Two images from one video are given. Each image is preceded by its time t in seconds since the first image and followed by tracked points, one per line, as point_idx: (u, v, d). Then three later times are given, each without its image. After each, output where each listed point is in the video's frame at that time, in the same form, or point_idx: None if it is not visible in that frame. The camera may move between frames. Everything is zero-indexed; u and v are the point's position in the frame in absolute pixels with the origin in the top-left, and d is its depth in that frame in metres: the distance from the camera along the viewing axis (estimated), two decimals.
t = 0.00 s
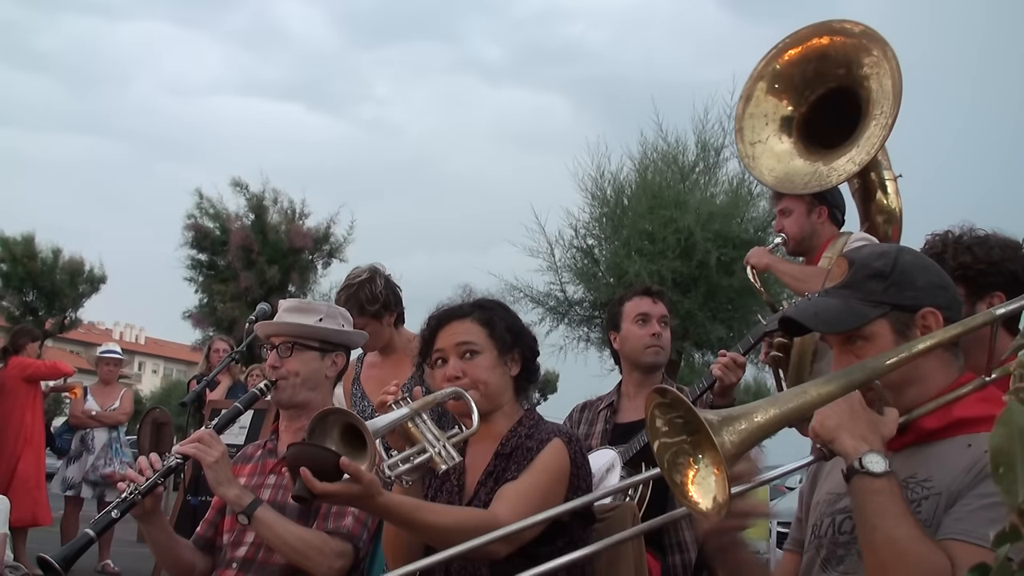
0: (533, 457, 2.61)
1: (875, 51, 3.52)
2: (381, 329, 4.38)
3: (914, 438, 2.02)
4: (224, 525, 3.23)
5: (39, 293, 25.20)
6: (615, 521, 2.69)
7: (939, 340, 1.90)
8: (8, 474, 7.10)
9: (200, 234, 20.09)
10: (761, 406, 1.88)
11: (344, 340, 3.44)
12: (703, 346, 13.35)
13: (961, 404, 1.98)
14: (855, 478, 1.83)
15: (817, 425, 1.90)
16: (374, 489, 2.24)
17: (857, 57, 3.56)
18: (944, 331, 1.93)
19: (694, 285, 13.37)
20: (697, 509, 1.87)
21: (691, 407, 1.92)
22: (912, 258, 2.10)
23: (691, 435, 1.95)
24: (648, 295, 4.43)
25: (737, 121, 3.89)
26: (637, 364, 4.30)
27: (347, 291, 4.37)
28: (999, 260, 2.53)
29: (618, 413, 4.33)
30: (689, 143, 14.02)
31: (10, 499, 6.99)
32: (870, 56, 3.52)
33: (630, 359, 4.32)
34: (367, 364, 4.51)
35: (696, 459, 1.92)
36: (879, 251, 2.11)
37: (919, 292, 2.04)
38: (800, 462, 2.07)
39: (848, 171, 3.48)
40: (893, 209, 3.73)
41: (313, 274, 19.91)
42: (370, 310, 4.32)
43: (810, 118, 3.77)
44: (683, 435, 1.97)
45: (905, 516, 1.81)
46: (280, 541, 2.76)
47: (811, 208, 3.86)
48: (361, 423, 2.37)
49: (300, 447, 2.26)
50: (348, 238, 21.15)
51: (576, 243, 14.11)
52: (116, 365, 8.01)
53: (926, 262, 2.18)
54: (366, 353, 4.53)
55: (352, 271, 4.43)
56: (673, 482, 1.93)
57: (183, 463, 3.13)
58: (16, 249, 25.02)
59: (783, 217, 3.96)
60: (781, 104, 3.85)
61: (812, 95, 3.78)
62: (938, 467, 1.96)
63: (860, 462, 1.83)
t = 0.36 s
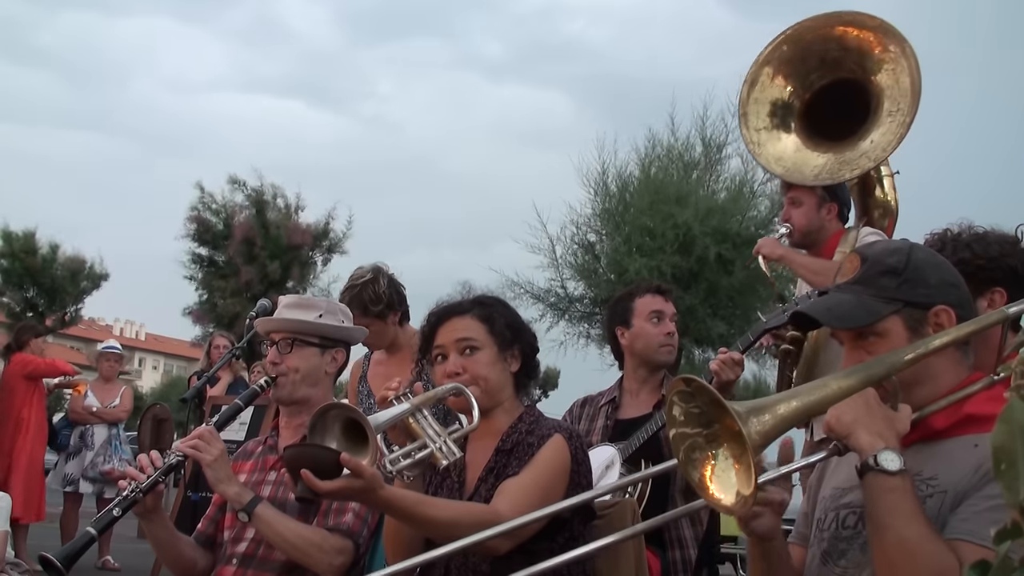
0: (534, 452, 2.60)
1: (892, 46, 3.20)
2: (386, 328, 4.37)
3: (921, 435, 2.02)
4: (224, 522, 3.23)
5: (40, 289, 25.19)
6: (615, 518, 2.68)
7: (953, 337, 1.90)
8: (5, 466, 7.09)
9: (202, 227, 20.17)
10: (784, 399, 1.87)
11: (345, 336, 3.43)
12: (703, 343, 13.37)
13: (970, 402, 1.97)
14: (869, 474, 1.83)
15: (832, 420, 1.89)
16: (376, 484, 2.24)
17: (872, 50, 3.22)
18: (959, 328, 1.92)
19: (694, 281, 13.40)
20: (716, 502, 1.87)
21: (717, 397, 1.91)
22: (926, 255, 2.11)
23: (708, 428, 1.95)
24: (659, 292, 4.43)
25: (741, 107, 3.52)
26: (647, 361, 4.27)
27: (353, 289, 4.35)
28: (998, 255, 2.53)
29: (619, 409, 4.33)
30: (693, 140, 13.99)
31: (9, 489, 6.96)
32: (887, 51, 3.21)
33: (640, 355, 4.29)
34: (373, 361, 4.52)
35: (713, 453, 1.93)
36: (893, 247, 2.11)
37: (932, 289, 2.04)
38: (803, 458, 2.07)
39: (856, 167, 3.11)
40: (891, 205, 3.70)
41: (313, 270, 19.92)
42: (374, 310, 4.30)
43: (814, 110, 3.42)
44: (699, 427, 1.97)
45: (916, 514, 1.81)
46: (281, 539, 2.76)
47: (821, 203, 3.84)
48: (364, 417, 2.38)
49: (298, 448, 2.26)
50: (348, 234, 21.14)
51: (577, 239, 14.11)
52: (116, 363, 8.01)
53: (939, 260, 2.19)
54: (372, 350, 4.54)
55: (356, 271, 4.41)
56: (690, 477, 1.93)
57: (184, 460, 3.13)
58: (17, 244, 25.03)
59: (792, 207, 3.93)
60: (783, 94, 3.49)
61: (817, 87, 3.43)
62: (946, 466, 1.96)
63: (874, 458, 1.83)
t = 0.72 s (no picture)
0: (534, 449, 2.60)
1: (939, 46, 3.13)
2: (395, 325, 4.40)
3: (925, 431, 2.02)
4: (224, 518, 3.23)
5: (40, 285, 25.17)
6: (615, 513, 2.68)
7: (958, 333, 1.90)
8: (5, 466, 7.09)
9: (202, 223, 20.14)
10: (788, 394, 1.89)
11: (345, 332, 3.44)
12: (703, 339, 13.39)
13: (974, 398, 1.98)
14: (875, 468, 1.83)
15: (837, 414, 1.89)
16: (377, 480, 2.24)
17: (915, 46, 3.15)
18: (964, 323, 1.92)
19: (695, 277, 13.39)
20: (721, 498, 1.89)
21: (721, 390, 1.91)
22: (933, 250, 2.11)
23: (711, 420, 1.95)
24: (663, 289, 4.44)
25: (776, 83, 3.42)
26: (650, 359, 4.28)
27: (365, 286, 4.34)
28: (999, 250, 2.53)
29: (620, 406, 4.33)
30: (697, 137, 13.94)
31: (8, 488, 6.96)
32: (932, 49, 3.14)
33: (643, 353, 4.29)
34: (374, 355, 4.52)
35: (717, 446, 1.93)
36: (900, 243, 2.11)
37: (940, 285, 2.04)
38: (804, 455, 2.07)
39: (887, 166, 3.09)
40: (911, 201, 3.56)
41: (312, 267, 19.94)
42: (391, 308, 4.33)
43: (847, 99, 3.34)
44: (702, 420, 1.97)
45: (920, 509, 1.81)
46: (281, 535, 2.77)
47: (844, 192, 3.82)
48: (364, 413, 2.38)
49: (298, 447, 2.27)
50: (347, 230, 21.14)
51: (577, 235, 14.11)
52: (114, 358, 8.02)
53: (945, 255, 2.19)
54: (372, 344, 4.54)
55: (371, 267, 4.39)
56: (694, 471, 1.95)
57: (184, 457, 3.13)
58: (17, 240, 25.04)
59: (814, 192, 3.90)
60: (818, 77, 3.39)
61: (854, 74, 3.34)
62: (950, 462, 1.96)
63: (880, 453, 1.83)
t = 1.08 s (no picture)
0: (533, 446, 2.60)
1: (986, 50, 2.96)
2: (389, 317, 4.38)
3: (921, 426, 2.02)
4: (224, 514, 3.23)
5: (39, 282, 25.10)
6: (614, 511, 2.69)
7: (950, 327, 1.89)
8: (11, 467, 7.10)
9: (201, 221, 20.05)
10: (778, 392, 1.88)
11: (344, 329, 3.43)
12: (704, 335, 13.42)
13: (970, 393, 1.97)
14: (868, 464, 1.83)
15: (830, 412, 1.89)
16: (374, 478, 2.24)
17: (962, 47, 2.97)
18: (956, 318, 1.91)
19: (697, 274, 13.46)
20: (713, 497, 1.88)
21: (710, 392, 1.92)
22: (923, 246, 2.10)
23: (703, 421, 1.95)
24: (665, 286, 4.44)
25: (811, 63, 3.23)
26: (653, 356, 4.29)
27: (357, 278, 4.34)
28: (1010, 243, 2.55)
29: (620, 402, 4.33)
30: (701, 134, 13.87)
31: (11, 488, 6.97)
32: (978, 53, 2.97)
33: (646, 350, 4.30)
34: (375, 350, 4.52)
35: (710, 446, 1.93)
36: (891, 239, 2.11)
37: (930, 281, 2.04)
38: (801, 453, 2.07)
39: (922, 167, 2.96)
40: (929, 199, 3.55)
41: (312, 262, 19.94)
42: (379, 298, 4.32)
43: (882, 88, 3.16)
44: (695, 421, 1.97)
45: (914, 504, 1.81)
46: (283, 531, 2.77)
47: (868, 182, 3.76)
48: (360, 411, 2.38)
49: (296, 444, 2.28)
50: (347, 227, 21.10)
51: (577, 231, 14.10)
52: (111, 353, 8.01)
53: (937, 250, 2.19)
54: (372, 340, 4.54)
55: (363, 258, 4.39)
56: (689, 472, 1.95)
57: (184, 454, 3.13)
58: (15, 237, 25.02)
59: (837, 181, 3.84)
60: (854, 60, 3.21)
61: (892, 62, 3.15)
62: (947, 457, 1.96)
63: (874, 448, 1.83)
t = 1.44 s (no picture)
0: (534, 444, 2.60)
1: (985, 44, 3.07)
2: (389, 314, 4.38)
3: (923, 424, 2.02)
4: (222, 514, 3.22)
5: (40, 278, 25.06)
6: (615, 506, 2.69)
7: (953, 325, 1.89)
8: (11, 463, 7.11)
9: (201, 219, 20.15)
10: (781, 388, 1.87)
11: (342, 326, 3.43)
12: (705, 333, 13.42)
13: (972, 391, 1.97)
14: (871, 461, 1.83)
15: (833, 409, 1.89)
16: (375, 476, 2.24)
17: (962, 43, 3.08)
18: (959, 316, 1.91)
19: (697, 272, 13.39)
20: (714, 492, 1.87)
21: (713, 388, 1.91)
22: (924, 244, 2.10)
23: (706, 417, 1.95)
24: (666, 284, 4.43)
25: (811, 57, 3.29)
26: (654, 354, 4.28)
27: (355, 274, 4.32)
28: (1013, 240, 2.56)
29: (620, 400, 4.32)
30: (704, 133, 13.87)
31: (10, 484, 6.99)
32: (977, 46, 3.08)
33: (646, 348, 4.30)
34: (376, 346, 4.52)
35: (712, 442, 1.92)
36: (892, 238, 2.11)
37: (932, 278, 2.04)
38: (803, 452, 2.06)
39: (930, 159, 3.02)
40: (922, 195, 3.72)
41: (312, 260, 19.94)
42: (376, 294, 4.31)
43: (880, 82, 3.23)
44: (698, 417, 1.96)
45: (918, 501, 1.81)
46: (287, 530, 2.77)
47: (879, 176, 3.72)
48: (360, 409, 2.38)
49: (298, 441, 2.28)
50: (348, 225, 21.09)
51: (577, 229, 14.11)
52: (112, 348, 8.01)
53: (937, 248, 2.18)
54: (373, 337, 4.54)
55: (362, 255, 4.38)
56: (690, 468, 1.94)
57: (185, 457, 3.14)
58: (17, 233, 25.04)
59: (846, 175, 3.79)
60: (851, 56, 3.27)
61: (890, 55, 3.23)
62: (949, 455, 1.96)
63: (876, 446, 1.83)
